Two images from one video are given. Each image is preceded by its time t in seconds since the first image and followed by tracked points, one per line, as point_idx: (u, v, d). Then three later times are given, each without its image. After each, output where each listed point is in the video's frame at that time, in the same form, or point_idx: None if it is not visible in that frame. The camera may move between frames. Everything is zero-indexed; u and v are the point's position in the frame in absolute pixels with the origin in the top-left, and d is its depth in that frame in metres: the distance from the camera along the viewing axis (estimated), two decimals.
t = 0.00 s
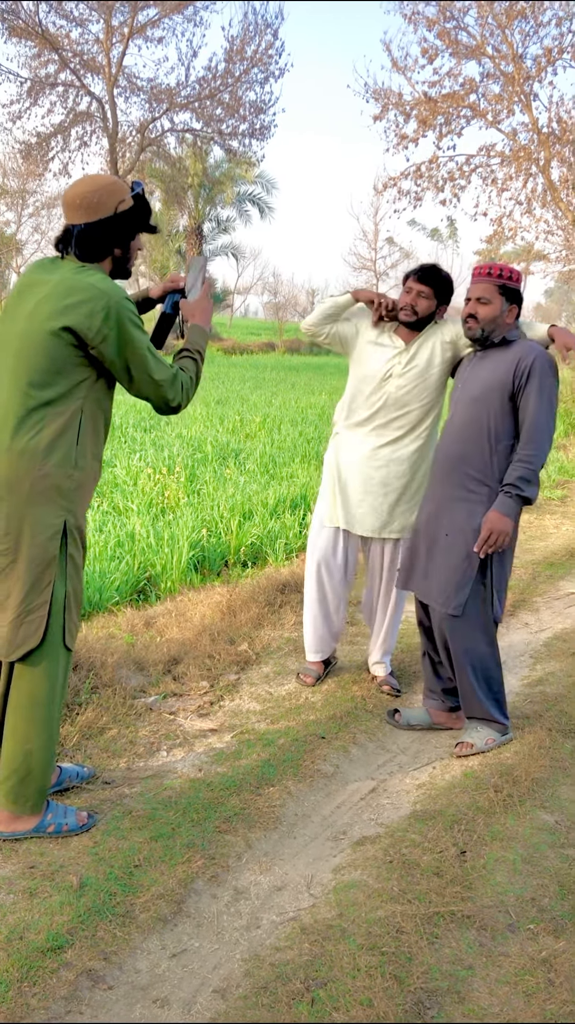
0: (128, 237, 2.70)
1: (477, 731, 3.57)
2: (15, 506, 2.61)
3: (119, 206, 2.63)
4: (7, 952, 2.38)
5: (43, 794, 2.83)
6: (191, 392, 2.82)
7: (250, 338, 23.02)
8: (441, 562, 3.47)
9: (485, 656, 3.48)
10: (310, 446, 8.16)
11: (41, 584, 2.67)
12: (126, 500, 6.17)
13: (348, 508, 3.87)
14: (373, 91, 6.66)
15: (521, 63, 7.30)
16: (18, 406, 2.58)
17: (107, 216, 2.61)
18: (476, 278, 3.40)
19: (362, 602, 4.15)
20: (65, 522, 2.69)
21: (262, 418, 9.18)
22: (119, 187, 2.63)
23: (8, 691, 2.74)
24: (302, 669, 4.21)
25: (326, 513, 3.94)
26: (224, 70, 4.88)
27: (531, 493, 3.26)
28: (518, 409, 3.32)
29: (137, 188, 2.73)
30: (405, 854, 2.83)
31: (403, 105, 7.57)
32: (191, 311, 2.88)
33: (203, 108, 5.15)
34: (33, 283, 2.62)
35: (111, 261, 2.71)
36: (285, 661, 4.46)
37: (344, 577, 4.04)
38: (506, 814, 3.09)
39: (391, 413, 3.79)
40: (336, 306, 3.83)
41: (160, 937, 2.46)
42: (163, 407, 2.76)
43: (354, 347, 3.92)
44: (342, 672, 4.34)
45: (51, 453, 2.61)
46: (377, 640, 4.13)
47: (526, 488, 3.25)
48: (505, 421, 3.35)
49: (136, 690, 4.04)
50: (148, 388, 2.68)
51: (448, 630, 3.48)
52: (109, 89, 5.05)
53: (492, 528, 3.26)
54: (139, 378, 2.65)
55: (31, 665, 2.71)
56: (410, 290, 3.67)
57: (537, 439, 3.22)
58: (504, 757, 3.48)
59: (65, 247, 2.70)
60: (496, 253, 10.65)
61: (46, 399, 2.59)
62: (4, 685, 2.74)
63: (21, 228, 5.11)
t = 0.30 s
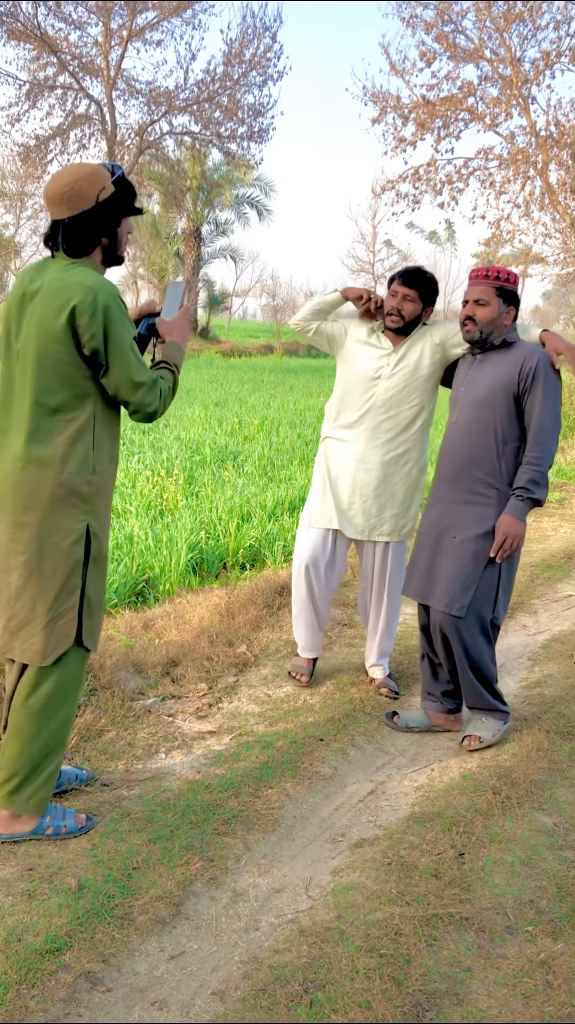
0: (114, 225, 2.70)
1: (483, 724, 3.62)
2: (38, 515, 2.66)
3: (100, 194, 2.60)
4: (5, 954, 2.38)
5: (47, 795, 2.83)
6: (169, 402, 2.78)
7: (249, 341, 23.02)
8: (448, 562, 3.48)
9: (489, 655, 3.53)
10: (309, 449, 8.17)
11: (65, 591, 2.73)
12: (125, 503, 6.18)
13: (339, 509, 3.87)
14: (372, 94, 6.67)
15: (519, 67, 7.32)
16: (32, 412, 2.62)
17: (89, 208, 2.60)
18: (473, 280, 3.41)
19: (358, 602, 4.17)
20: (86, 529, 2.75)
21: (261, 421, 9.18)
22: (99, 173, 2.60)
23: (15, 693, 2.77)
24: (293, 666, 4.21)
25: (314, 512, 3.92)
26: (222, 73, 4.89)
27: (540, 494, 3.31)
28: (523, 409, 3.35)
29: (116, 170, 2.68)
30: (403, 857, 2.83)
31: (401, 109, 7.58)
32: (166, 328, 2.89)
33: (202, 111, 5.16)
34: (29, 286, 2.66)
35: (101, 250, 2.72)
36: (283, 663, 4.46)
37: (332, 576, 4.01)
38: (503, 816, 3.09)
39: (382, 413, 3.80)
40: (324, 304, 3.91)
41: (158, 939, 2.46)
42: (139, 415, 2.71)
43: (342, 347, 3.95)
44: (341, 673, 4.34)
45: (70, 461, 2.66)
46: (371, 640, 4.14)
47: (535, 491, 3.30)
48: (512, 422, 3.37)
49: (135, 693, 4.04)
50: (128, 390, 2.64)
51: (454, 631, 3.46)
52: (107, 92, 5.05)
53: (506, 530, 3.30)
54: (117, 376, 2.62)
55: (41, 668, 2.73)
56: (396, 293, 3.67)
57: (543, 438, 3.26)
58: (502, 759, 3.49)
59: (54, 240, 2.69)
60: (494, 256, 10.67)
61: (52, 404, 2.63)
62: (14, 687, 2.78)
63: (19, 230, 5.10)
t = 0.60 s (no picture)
0: (125, 229, 2.73)
1: (485, 717, 3.70)
2: (45, 522, 2.70)
3: (108, 199, 2.62)
4: (3, 957, 2.37)
5: (46, 795, 2.83)
6: (148, 422, 2.73)
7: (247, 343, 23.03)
8: (465, 566, 3.50)
9: (500, 649, 3.60)
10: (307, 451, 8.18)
11: (71, 596, 2.76)
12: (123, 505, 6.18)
13: (315, 511, 3.90)
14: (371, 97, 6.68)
15: (517, 71, 7.34)
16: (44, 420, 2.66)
17: (98, 213, 2.62)
18: (471, 282, 3.42)
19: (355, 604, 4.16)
20: (94, 536, 2.79)
21: (259, 423, 9.19)
22: (105, 178, 2.62)
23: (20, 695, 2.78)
24: (264, 677, 4.16)
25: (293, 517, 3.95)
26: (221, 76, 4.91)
27: (558, 493, 3.32)
28: (532, 410, 3.38)
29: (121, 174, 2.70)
30: (402, 859, 2.83)
31: (400, 112, 7.60)
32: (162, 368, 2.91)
33: (200, 113, 5.17)
34: (40, 291, 2.71)
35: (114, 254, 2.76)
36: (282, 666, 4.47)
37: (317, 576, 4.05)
38: (502, 818, 3.09)
39: (355, 416, 3.79)
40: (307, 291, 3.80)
41: (156, 942, 2.46)
42: (114, 428, 2.66)
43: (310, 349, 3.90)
44: (339, 676, 4.35)
45: (79, 469, 2.70)
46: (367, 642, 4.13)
47: (554, 489, 3.31)
48: (521, 424, 3.41)
49: (133, 696, 4.04)
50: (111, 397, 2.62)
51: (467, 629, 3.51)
52: (107, 94, 5.06)
53: (532, 535, 3.31)
54: (103, 377, 2.61)
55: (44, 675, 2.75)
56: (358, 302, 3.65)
57: (556, 438, 3.30)
58: (500, 761, 3.49)
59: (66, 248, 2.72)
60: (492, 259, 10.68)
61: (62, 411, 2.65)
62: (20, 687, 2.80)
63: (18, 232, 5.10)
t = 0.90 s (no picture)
0: (136, 235, 2.76)
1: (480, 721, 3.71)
2: (54, 519, 2.72)
3: (120, 206, 2.67)
4: (1, 960, 2.37)
5: (46, 795, 2.83)
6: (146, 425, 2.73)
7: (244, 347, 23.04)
8: (484, 574, 3.52)
9: (510, 655, 3.64)
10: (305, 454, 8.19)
11: (82, 591, 2.77)
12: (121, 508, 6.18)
13: (289, 509, 3.93)
14: (368, 101, 6.71)
15: (514, 75, 7.38)
16: (54, 418, 2.68)
17: (110, 221, 2.66)
18: (472, 285, 3.42)
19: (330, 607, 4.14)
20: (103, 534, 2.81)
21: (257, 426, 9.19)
22: (117, 186, 2.66)
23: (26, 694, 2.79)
24: (264, 678, 4.17)
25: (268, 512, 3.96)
26: (219, 80, 4.93)
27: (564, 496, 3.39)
28: (541, 413, 3.39)
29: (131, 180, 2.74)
30: (399, 861, 2.84)
31: (397, 115, 7.63)
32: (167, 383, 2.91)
33: (198, 117, 5.19)
34: (51, 294, 2.74)
35: (124, 261, 2.78)
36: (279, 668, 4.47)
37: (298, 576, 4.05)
38: (499, 820, 3.10)
39: (329, 415, 3.82)
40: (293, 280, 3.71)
41: (154, 944, 2.46)
42: (114, 428, 2.67)
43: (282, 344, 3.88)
44: (337, 678, 4.35)
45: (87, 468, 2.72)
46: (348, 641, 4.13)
47: (561, 495, 3.37)
48: (530, 428, 3.41)
49: (131, 698, 4.04)
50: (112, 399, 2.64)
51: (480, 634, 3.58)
52: (104, 98, 5.08)
53: (536, 537, 3.37)
54: (107, 378, 2.62)
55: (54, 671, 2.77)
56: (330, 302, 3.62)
57: (567, 442, 3.34)
58: (498, 764, 3.50)
59: (79, 255, 2.75)
60: (489, 262, 10.70)
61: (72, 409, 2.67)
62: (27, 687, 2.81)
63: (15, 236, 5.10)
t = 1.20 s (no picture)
0: (141, 238, 2.77)
1: (478, 725, 3.71)
2: (66, 513, 2.73)
3: (125, 210, 2.68)
4: None
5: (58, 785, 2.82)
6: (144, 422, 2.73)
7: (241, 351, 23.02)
8: (491, 579, 3.53)
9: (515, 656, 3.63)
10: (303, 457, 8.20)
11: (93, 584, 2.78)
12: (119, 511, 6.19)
13: (289, 510, 3.91)
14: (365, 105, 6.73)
15: (510, 79, 7.41)
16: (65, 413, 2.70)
17: (116, 225, 2.68)
18: (479, 289, 3.42)
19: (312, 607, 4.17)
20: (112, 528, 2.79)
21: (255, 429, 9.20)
22: (124, 190, 2.67)
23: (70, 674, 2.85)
24: (260, 683, 4.17)
25: (268, 514, 3.95)
26: (216, 83, 4.95)
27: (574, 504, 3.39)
28: (546, 420, 3.40)
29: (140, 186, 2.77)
30: (397, 864, 2.84)
31: (394, 119, 7.65)
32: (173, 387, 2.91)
33: (195, 121, 5.20)
34: (60, 296, 2.78)
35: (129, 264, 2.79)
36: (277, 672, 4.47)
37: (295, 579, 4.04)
38: (497, 823, 3.10)
39: (329, 416, 3.81)
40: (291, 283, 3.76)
41: (151, 948, 2.46)
42: (112, 426, 2.67)
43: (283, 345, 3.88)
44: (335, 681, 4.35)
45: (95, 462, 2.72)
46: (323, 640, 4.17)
47: (570, 504, 3.37)
48: (534, 435, 3.42)
49: (128, 702, 4.04)
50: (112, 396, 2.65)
51: (488, 641, 3.58)
52: (102, 102, 5.09)
53: (548, 549, 3.41)
54: (106, 375, 2.64)
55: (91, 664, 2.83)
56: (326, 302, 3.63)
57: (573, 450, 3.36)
58: (496, 767, 3.49)
59: (86, 258, 2.77)
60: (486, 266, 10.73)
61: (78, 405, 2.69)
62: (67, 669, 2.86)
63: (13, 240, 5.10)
